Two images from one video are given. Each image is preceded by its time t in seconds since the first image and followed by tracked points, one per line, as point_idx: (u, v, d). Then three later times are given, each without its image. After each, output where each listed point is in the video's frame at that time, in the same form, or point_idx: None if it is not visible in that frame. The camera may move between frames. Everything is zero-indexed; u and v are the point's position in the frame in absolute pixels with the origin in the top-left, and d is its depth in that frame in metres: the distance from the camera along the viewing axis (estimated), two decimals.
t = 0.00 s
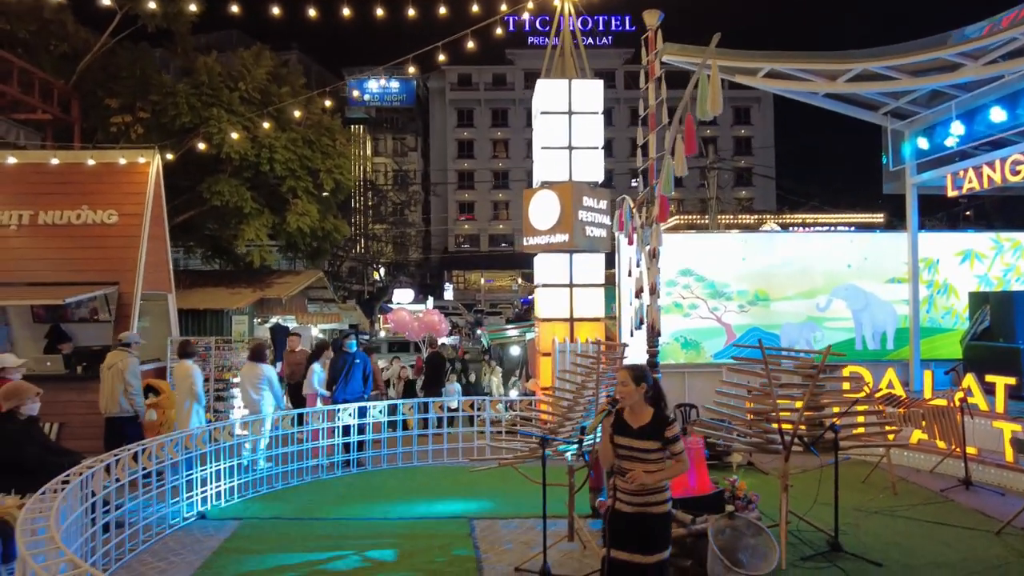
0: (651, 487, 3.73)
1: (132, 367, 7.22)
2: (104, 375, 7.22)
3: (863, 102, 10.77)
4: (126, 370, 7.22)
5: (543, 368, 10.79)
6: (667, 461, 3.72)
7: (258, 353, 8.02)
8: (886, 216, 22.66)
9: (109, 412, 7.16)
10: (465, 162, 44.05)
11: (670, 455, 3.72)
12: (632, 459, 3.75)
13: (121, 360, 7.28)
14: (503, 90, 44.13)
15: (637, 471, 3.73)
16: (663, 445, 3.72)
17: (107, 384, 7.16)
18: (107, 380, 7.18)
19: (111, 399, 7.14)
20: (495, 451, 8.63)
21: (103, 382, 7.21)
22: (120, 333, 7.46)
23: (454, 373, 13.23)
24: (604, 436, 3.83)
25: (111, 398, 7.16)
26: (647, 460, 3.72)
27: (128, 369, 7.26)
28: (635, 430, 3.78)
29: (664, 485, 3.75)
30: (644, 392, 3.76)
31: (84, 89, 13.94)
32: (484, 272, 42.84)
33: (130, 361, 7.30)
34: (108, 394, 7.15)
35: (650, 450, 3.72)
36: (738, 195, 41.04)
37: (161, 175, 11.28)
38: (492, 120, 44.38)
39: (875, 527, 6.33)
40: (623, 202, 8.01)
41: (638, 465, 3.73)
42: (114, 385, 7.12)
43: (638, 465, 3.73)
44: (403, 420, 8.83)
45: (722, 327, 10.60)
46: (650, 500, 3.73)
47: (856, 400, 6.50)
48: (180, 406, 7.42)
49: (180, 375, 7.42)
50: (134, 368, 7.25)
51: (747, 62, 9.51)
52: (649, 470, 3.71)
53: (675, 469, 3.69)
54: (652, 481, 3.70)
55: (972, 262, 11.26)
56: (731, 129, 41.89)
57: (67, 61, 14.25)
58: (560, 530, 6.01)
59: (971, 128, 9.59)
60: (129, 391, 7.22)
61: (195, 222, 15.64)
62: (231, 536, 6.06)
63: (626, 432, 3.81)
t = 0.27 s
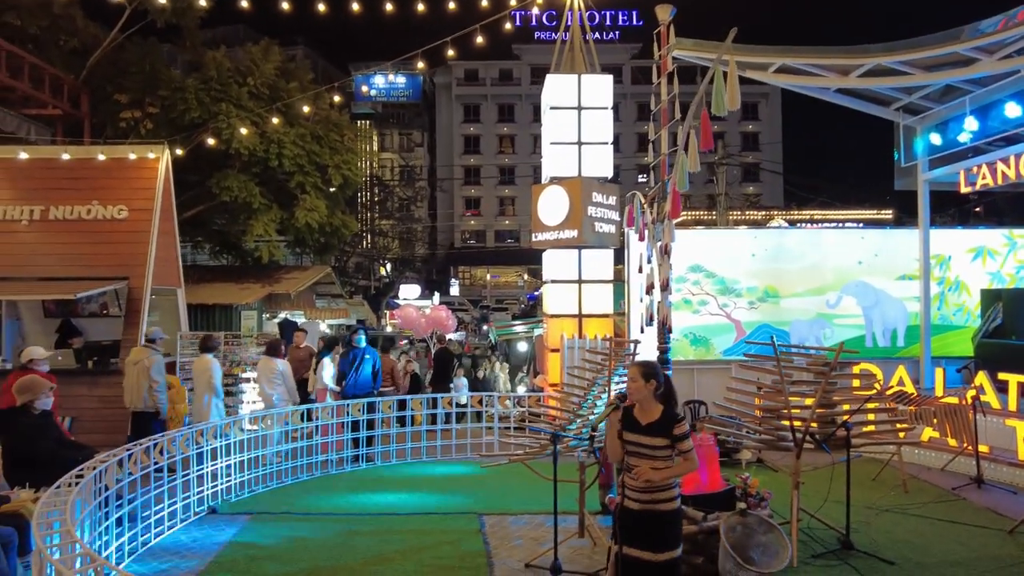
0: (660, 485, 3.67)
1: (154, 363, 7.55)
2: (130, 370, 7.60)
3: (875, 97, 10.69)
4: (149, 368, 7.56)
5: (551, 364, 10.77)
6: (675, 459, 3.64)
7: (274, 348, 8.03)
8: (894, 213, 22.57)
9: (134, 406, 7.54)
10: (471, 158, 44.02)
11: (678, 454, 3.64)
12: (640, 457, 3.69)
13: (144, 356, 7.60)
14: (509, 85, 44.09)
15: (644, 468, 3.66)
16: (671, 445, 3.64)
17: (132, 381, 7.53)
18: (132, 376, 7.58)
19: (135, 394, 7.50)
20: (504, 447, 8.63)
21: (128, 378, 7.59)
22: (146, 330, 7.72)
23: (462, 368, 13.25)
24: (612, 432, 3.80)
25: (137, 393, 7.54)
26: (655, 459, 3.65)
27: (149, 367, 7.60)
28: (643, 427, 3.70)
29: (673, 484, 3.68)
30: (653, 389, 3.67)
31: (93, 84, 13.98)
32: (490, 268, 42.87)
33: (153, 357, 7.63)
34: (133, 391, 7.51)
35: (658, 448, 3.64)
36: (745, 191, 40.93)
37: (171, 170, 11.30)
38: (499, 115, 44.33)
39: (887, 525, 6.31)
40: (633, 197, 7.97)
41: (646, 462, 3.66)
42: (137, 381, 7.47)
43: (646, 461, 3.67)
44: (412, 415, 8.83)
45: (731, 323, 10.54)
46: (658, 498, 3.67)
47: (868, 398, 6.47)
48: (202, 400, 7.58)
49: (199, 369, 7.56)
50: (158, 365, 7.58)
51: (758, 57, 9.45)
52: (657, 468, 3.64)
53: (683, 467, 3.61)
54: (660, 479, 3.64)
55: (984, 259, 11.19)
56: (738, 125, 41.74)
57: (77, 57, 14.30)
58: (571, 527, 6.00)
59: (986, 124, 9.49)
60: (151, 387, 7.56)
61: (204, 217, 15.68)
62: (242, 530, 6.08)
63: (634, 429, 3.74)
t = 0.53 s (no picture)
0: (645, 482, 3.72)
1: (172, 363, 7.99)
2: (148, 370, 8.05)
3: (878, 95, 10.67)
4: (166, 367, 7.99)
5: (554, 363, 10.78)
6: (661, 458, 3.67)
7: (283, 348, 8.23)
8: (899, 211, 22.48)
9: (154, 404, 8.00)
10: (474, 158, 44.03)
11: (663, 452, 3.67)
12: (626, 454, 3.73)
13: (161, 357, 8.01)
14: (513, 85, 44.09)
15: (630, 465, 3.71)
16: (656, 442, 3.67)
17: (151, 380, 7.98)
18: (150, 375, 8.02)
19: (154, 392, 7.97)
20: (506, 445, 8.65)
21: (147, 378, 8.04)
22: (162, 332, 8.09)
23: (465, 368, 13.27)
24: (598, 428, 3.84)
25: (156, 391, 8.00)
26: (641, 456, 3.68)
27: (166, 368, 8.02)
28: (630, 424, 3.73)
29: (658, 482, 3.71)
30: (641, 387, 3.70)
31: (97, 86, 14.06)
32: (494, 268, 42.87)
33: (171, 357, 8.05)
34: (152, 390, 7.97)
35: (644, 445, 3.68)
36: (749, 190, 40.81)
37: (174, 171, 11.35)
38: (502, 115, 44.32)
39: (889, 524, 6.29)
40: (634, 196, 7.98)
41: (631, 460, 3.70)
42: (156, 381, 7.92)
43: (631, 458, 3.71)
44: (414, 415, 8.85)
45: (734, 322, 10.54)
46: (644, 495, 3.72)
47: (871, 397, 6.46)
48: (217, 400, 7.85)
49: (215, 369, 7.82)
50: (175, 365, 8.02)
51: (760, 55, 9.43)
52: (642, 465, 3.68)
53: (668, 465, 3.64)
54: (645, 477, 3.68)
55: (988, 257, 11.15)
56: (742, 124, 41.64)
57: (81, 59, 14.37)
58: (572, 526, 6.01)
59: (989, 121, 9.41)
60: (169, 385, 8.01)
61: (208, 218, 15.73)
62: (244, 530, 6.10)
63: (622, 425, 3.78)
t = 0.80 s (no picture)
0: (617, 480, 3.77)
1: (178, 365, 8.05)
2: (154, 370, 8.10)
3: (876, 92, 10.65)
4: (173, 368, 8.05)
5: (552, 363, 10.78)
6: (634, 457, 3.72)
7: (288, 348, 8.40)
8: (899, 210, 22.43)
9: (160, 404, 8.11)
10: (474, 158, 44.05)
11: (637, 451, 3.72)
12: (600, 451, 3.79)
13: (168, 358, 8.09)
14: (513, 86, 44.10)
15: (603, 463, 3.77)
16: (630, 441, 3.72)
17: (157, 380, 8.07)
18: (156, 375, 8.09)
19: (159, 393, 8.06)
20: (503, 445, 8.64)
21: (153, 377, 8.11)
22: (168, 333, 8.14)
23: (464, 368, 13.26)
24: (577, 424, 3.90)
25: (162, 391, 8.09)
26: (613, 454, 3.74)
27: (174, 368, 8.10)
28: (606, 422, 3.80)
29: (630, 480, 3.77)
30: (618, 385, 3.76)
31: (95, 88, 14.07)
32: (494, 269, 42.87)
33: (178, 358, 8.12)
34: (158, 390, 8.05)
35: (618, 444, 3.73)
36: (750, 190, 40.76)
37: (172, 173, 11.35)
38: (502, 116, 44.31)
39: (888, 522, 6.26)
40: (631, 195, 7.95)
41: (605, 457, 3.77)
42: (162, 382, 7.99)
43: (604, 456, 3.77)
44: (412, 415, 8.84)
45: (732, 321, 10.52)
46: (615, 492, 3.79)
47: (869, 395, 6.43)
48: (229, 399, 8.03)
49: (226, 369, 8.02)
50: (182, 367, 8.09)
51: (757, 53, 9.41)
52: (614, 463, 3.74)
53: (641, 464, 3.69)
54: (616, 474, 3.74)
55: (988, 254, 11.11)
56: (743, 123, 41.59)
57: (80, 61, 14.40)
58: (568, 526, 5.99)
59: (987, 117, 9.38)
60: (176, 386, 8.09)
61: (207, 220, 15.73)
62: (241, 531, 6.08)
63: (598, 422, 3.85)
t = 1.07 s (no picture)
0: (590, 480, 3.71)
1: (178, 364, 7.97)
2: (158, 370, 8.03)
3: (875, 90, 10.61)
4: (175, 367, 8.00)
5: (550, 362, 10.75)
6: (609, 457, 3.68)
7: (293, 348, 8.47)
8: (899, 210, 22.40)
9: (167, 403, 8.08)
10: (474, 158, 44.00)
11: (610, 451, 3.67)
12: (574, 449, 3.76)
13: (171, 358, 8.05)
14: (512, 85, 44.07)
15: (575, 461, 3.74)
16: (603, 440, 3.68)
17: (159, 379, 8.00)
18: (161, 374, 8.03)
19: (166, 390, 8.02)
20: (501, 444, 8.60)
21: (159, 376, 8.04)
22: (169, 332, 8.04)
23: (462, 368, 13.23)
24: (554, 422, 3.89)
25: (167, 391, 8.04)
26: (587, 453, 3.70)
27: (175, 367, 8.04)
28: (581, 420, 3.77)
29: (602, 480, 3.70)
30: (595, 384, 3.75)
31: (92, 88, 14.03)
32: (494, 268, 42.85)
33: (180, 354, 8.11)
34: (160, 389, 8.01)
35: (593, 443, 3.70)
36: (749, 189, 40.71)
37: (168, 172, 11.31)
38: (501, 115, 44.24)
39: (886, 522, 6.23)
40: (628, 192, 7.92)
41: (578, 455, 3.73)
42: (165, 381, 7.95)
43: (579, 454, 3.74)
44: (408, 414, 8.80)
45: (731, 320, 10.48)
46: (587, 492, 3.71)
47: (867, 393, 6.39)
48: (233, 397, 8.13)
49: (230, 368, 8.11)
50: (183, 365, 8.01)
51: (755, 51, 9.37)
52: (587, 462, 3.70)
53: (613, 464, 3.64)
54: (588, 473, 3.69)
55: (987, 253, 11.08)
56: (742, 123, 41.54)
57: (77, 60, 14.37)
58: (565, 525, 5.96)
59: (986, 115, 9.34)
60: (178, 385, 8.04)
61: (204, 220, 15.69)
62: (235, 531, 6.04)
63: (575, 421, 3.82)
